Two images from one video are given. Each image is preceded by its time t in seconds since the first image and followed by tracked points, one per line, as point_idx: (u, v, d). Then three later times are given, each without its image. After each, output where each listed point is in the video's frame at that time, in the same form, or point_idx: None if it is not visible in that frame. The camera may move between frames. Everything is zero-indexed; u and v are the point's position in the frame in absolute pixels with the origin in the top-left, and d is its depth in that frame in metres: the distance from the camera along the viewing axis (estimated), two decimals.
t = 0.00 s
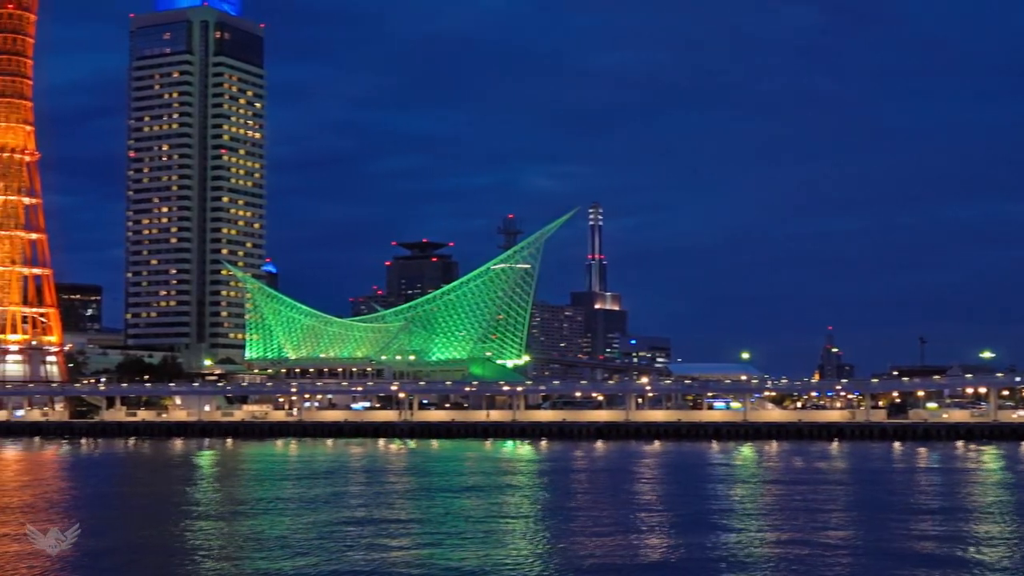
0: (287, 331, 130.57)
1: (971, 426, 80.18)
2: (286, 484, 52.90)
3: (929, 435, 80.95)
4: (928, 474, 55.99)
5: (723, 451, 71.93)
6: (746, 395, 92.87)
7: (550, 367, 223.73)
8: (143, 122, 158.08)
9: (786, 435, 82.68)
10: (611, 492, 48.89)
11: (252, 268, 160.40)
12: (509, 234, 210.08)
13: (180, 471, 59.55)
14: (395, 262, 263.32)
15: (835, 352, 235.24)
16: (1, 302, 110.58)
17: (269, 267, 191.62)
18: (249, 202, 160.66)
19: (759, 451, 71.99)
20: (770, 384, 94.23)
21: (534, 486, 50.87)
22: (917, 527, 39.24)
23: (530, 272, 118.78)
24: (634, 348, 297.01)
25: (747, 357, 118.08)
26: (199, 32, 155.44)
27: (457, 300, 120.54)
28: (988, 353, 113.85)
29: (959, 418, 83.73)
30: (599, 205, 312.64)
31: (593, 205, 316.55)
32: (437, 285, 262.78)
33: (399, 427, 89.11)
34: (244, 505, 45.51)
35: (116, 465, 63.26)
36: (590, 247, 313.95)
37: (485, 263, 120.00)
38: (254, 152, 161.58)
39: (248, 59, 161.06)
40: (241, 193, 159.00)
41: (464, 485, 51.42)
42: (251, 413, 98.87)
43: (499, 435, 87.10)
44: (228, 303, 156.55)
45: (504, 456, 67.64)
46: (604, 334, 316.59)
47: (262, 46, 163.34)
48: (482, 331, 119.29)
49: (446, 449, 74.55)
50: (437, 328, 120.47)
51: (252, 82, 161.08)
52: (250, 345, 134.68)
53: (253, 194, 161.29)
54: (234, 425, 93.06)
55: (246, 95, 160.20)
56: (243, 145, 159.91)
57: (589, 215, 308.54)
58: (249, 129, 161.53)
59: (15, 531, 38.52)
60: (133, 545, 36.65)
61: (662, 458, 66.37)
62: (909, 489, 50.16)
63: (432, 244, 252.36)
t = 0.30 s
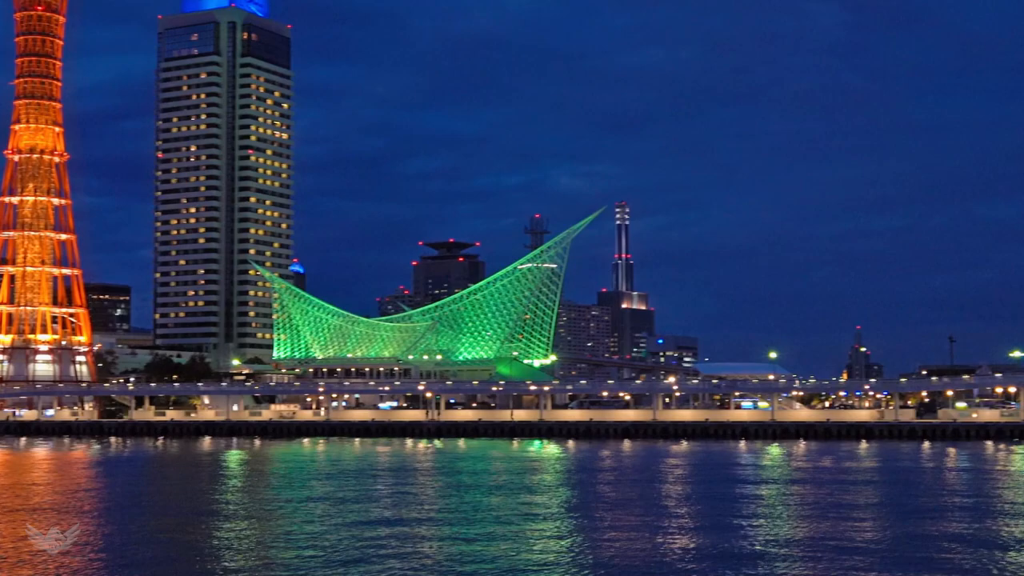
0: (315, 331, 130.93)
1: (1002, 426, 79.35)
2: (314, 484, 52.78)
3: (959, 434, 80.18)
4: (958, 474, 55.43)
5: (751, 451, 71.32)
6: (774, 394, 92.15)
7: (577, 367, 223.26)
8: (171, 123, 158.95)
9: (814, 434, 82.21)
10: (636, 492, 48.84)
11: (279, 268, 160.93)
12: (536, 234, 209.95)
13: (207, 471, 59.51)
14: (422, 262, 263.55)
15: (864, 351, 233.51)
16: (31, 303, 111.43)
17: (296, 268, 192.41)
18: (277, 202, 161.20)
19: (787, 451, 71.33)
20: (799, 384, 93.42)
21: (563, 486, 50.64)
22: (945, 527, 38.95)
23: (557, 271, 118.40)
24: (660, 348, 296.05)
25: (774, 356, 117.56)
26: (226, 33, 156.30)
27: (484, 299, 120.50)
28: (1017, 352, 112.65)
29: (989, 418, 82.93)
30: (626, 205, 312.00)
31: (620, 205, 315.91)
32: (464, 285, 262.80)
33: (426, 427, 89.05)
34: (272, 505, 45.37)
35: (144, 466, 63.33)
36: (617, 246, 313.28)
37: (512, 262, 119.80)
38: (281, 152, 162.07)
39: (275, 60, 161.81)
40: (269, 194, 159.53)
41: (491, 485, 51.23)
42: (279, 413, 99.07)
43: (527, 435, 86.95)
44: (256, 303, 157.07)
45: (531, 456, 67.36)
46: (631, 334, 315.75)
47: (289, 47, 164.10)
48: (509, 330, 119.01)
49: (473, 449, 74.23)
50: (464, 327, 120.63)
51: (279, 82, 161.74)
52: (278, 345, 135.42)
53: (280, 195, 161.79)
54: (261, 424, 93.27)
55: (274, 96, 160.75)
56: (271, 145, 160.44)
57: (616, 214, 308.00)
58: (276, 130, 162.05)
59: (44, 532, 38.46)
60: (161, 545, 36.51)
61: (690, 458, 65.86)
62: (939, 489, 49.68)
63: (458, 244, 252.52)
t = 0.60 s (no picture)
0: (339, 331, 131.21)
1: None
2: (337, 484, 52.59)
3: (985, 434, 79.51)
4: (985, 474, 54.85)
5: (775, 451, 70.68)
6: (798, 393, 91.51)
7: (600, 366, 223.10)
8: (195, 124, 159.50)
9: (838, 434, 81.89)
10: (660, 491, 48.52)
11: (303, 268, 161.44)
12: (559, 234, 209.65)
13: (231, 470, 59.31)
14: (445, 262, 263.54)
15: (888, 350, 232.44)
16: (57, 303, 111.93)
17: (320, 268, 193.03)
18: (301, 203, 161.65)
19: (811, 451, 70.67)
20: (825, 383, 92.26)
21: (586, 486, 50.33)
22: (972, 528, 38.59)
23: (580, 271, 118.31)
24: (684, 348, 295.34)
25: (798, 356, 116.93)
26: (250, 34, 156.80)
27: (507, 299, 120.19)
28: None
29: (1017, 418, 82.22)
30: (649, 204, 311.36)
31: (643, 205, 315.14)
32: (487, 285, 262.85)
33: (450, 427, 88.88)
34: (295, 505, 45.19)
35: (167, 465, 63.17)
36: (640, 246, 312.65)
37: (535, 262, 119.65)
38: (304, 153, 162.51)
39: (299, 61, 162.22)
40: (292, 194, 159.97)
41: (514, 485, 51.00)
42: (303, 413, 99.14)
43: (550, 435, 86.72)
44: (280, 303, 157.50)
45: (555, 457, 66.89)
46: (654, 333, 314.99)
47: (312, 47, 164.49)
48: (532, 330, 118.89)
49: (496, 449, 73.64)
50: (487, 327, 120.47)
51: (302, 83, 162.10)
52: (301, 345, 135.78)
53: (304, 195, 162.19)
54: (285, 424, 93.32)
55: (297, 96, 161.15)
56: (294, 145, 160.86)
57: (639, 214, 307.39)
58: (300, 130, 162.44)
59: (53, 532, 38.27)
60: (183, 546, 36.38)
61: (714, 458, 65.32)
62: (965, 488, 49.19)
63: (481, 244, 252.53)
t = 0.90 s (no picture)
0: (366, 330, 131.50)
1: None
2: (364, 484, 52.41)
3: (1016, 434, 78.72)
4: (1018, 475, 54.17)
5: (803, 451, 69.99)
6: (826, 392, 90.76)
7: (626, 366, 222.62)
8: (223, 125, 160.23)
9: (867, 434, 81.40)
10: (685, 491, 48.18)
11: (330, 268, 161.88)
12: (586, 233, 209.37)
13: (259, 470, 59.20)
14: (472, 261, 263.42)
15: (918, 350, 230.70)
16: (86, 303, 112.59)
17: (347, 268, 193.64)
18: (328, 203, 162.07)
19: (840, 451, 69.95)
20: (852, 382, 91.96)
21: (614, 486, 50.01)
22: (1001, 528, 38.22)
23: (607, 270, 117.95)
24: (711, 347, 294.22)
25: (827, 355, 116.22)
26: (277, 35, 157.44)
27: (533, 299, 120.42)
28: None
29: None
30: (676, 203, 310.49)
31: (671, 204, 314.15)
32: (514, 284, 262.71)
33: (477, 427, 88.71)
34: (322, 504, 45.17)
35: (195, 465, 63.10)
36: (667, 245, 311.78)
37: (561, 262, 119.64)
38: (331, 153, 162.94)
39: (325, 61, 162.69)
40: (319, 194, 160.38)
41: (541, 485, 50.75)
42: (330, 413, 99.22)
43: (577, 435, 86.45)
44: (307, 303, 157.87)
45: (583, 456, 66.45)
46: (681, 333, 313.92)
47: (339, 47, 164.97)
48: (559, 330, 118.75)
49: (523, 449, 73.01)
50: (514, 326, 120.53)
51: (330, 83, 162.62)
52: (329, 345, 136.23)
53: (331, 195, 162.59)
54: (313, 424, 93.42)
55: (324, 96, 161.58)
56: (321, 145, 161.30)
57: (666, 213, 306.56)
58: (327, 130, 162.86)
59: (53, 532, 38.11)
60: (209, 545, 36.31)
61: (742, 458, 64.78)
62: (998, 488, 48.59)
63: (507, 243, 252.46)
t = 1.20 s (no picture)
0: (389, 330, 131.69)
1: None
2: (389, 484, 52.41)
3: None
4: None
5: (828, 451, 69.54)
6: (851, 391, 90.23)
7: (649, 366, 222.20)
8: (247, 125, 160.73)
9: (891, 433, 80.96)
10: (711, 491, 48.02)
11: (354, 268, 162.26)
12: (608, 233, 209.06)
13: (283, 470, 59.36)
14: (495, 261, 263.28)
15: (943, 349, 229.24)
16: (111, 304, 113.33)
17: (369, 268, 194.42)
18: (352, 203, 162.41)
19: (864, 451, 69.47)
20: (877, 381, 91.55)
21: (639, 486, 49.88)
22: None
23: (630, 270, 117.52)
24: (734, 347, 293.35)
25: (851, 355, 115.61)
26: (301, 36, 157.86)
27: (556, 298, 120.37)
28: None
29: None
30: (700, 203, 309.62)
31: (694, 204, 313.25)
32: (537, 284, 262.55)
33: (500, 426, 88.67)
34: (348, 504, 45.17)
35: (220, 465, 63.29)
36: (691, 244, 310.87)
37: (585, 261, 119.46)
38: (355, 153, 163.23)
39: (349, 61, 163.03)
40: (343, 195, 160.71)
41: (565, 485, 50.64)
42: (353, 413, 99.42)
43: (600, 435, 86.30)
44: (331, 303, 158.18)
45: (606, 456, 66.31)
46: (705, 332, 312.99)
47: (362, 47, 165.15)
48: (582, 329, 118.45)
49: (546, 449, 72.95)
50: (537, 326, 120.47)
51: (353, 83, 162.93)
52: (352, 345, 136.60)
53: (355, 195, 162.90)
54: (337, 424, 93.66)
55: (347, 97, 161.90)
56: (345, 146, 161.64)
57: (690, 212, 305.74)
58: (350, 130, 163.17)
59: (54, 532, 38.08)
60: (233, 546, 36.28)
61: (767, 457, 64.49)
62: None
63: (531, 243, 252.24)
